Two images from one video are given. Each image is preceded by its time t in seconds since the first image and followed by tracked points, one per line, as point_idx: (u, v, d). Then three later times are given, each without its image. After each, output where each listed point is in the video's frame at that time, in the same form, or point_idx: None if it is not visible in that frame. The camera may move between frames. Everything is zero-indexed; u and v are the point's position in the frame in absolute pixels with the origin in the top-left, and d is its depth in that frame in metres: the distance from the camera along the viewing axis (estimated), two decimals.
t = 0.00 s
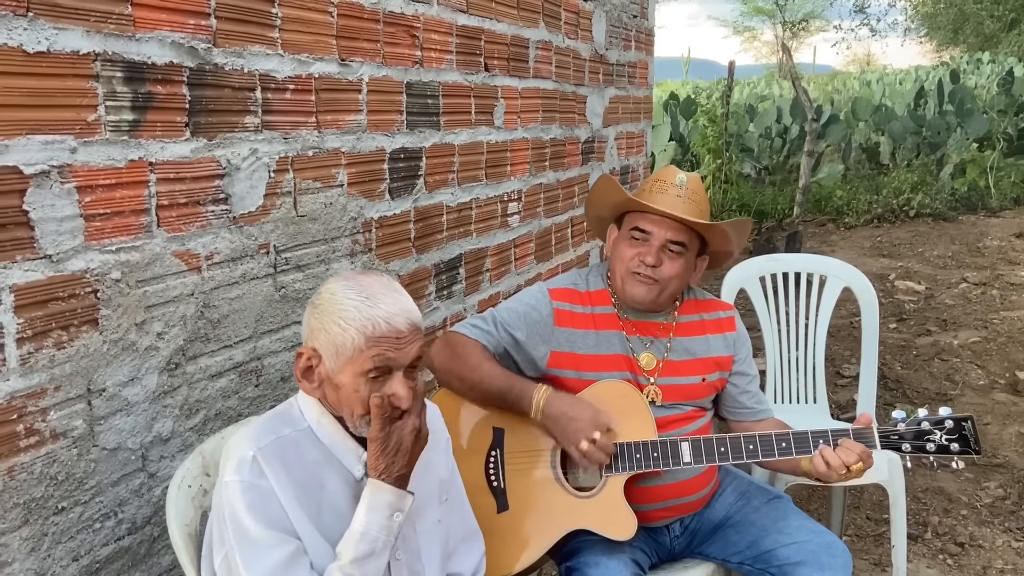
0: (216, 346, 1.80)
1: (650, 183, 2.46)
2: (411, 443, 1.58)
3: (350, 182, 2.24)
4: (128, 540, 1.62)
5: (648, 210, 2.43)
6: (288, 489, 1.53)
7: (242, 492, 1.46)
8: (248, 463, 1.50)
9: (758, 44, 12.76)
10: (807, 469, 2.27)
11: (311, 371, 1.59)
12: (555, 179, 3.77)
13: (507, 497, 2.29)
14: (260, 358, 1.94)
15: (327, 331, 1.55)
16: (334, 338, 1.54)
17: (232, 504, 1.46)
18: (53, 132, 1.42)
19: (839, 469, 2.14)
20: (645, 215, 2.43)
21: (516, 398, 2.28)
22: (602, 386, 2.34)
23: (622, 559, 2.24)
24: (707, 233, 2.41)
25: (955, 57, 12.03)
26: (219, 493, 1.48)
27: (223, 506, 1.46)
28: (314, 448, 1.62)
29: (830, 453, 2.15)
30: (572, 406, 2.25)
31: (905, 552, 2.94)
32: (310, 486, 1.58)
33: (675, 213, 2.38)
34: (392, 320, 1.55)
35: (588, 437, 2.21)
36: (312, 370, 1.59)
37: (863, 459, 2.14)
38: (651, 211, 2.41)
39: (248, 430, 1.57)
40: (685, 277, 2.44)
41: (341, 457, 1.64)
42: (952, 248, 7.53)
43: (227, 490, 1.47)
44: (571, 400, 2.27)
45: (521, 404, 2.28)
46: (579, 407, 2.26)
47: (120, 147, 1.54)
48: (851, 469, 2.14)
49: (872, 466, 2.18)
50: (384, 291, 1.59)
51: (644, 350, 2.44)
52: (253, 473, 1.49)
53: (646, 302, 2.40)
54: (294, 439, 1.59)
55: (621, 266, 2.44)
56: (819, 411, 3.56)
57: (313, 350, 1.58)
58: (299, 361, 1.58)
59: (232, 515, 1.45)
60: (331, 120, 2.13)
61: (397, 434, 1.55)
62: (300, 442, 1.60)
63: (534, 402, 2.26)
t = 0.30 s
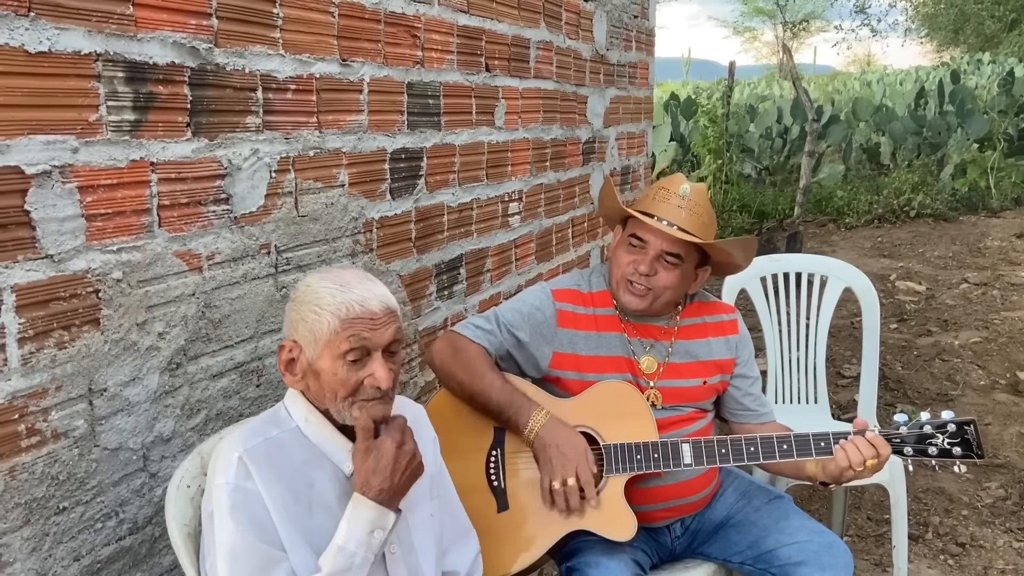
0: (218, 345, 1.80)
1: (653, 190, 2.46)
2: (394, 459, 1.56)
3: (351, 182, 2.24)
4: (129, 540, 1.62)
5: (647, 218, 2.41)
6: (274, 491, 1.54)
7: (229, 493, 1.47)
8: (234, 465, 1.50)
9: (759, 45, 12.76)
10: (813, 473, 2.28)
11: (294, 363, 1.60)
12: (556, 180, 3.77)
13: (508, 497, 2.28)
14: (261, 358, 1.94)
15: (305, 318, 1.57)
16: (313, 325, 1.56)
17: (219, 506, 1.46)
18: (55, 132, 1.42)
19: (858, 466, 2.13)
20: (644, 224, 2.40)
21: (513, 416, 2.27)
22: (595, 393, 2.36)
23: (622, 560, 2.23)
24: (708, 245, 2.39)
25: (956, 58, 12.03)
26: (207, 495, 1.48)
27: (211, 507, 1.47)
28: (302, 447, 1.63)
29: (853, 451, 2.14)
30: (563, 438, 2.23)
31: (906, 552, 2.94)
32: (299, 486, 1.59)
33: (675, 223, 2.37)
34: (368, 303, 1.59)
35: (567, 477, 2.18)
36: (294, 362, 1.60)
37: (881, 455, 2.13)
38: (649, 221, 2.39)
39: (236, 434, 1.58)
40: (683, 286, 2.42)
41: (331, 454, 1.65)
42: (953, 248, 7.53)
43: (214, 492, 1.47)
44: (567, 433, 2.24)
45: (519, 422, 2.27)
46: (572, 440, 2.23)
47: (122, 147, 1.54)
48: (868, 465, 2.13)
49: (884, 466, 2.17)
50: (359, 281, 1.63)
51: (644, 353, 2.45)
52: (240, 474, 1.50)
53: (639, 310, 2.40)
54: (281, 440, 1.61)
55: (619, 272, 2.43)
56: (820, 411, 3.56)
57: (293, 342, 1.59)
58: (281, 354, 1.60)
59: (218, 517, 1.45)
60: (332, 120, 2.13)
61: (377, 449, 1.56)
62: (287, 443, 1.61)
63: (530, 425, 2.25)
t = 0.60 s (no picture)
0: (217, 346, 1.80)
1: (653, 199, 2.44)
2: None
3: (351, 183, 2.24)
4: (128, 540, 1.61)
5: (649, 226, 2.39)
6: (281, 497, 1.53)
7: (238, 502, 1.46)
8: (242, 473, 1.49)
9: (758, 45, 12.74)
10: (819, 477, 2.23)
11: (326, 363, 1.60)
12: (556, 179, 3.78)
13: (507, 498, 2.28)
14: (260, 359, 1.94)
15: (338, 316, 1.58)
16: (349, 319, 1.58)
17: (227, 515, 1.44)
18: (53, 132, 1.42)
19: (857, 468, 2.10)
20: (643, 232, 2.39)
21: (503, 422, 2.26)
22: (602, 391, 2.36)
23: (622, 561, 2.23)
24: (708, 254, 2.38)
25: (956, 58, 12.02)
26: (211, 503, 1.47)
27: (217, 515, 1.45)
28: (306, 452, 1.63)
29: (852, 454, 2.11)
30: (555, 443, 2.22)
31: (906, 553, 2.94)
32: (305, 490, 1.59)
33: (674, 232, 2.35)
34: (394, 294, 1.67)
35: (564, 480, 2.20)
36: (326, 361, 1.60)
37: (881, 457, 2.11)
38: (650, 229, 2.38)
39: (240, 441, 1.56)
40: (683, 294, 2.41)
41: (333, 457, 1.66)
42: (952, 248, 7.53)
43: (222, 502, 1.46)
44: (557, 434, 2.24)
45: (508, 429, 2.26)
46: (563, 443, 2.23)
47: (121, 147, 1.54)
48: (866, 468, 2.10)
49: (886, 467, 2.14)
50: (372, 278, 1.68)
51: (646, 358, 2.44)
52: (248, 483, 1.49)
53: (636, 318, 2.40)
54: (286, 445, 1.60)
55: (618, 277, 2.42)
56: (820, 412, 3.56)
57: (324, 341, 1.58)
58: (311, 356, 1.59)
59: (228, 526, 1.44)
60: (331, 120, 2.13)
61: None
62: (292, 448, 1.61)
63: (519, 430, 2.24)
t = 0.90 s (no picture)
0: (214, 346, 1.80)
1: (650, 187, 2.46)
2: None
3: (349, 183, 2.24)
4: (125, 541, 1.61)
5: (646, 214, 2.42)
6: (282, 503, 1.53)
7: (241, 510, 1.45)
8: (243, 481, 1.48)
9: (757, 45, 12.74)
10: (813, 470, 2.26)
11: (343, 371, 1.60)
12: (555, 180, 3.78)
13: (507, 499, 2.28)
14: (258, 359, 1.93)
15: (355, 323, 1.57)
16: (366, 325, 1.58)
17: (229, 523, 1.44)
18: (51, 133, 1.41)
19: (847, 459, 2.11)
20: (643, 218, 2.42)
21: (497, 424, 2.27)
22: (593, 391, 2.36)
23: (620, 560, 2.23)
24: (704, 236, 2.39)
25: (955, 58, 12.02)
26: (212, 509, 1.46)
27: (218, 522, 1.45)
28: (307, 457, 1.62)
29: (843, 445, 2.12)
30: (548, 446, 2.22)
31: (904, 553, 2.93)
32: (307, 496, 1.59)
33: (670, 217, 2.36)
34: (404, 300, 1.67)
35: (558, 485, 2.19)
36: (342, 369, 1.60)
37: (872, 449, 2.11)
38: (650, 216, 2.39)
39: (240, 448, 1.56)
40: (681, 281, 2.42)
41: (335, 462, 1.66)
42: (951, 248, 7.53)
43: (222, 508, 1.45)
44: (550, 439, 2.24)
45: (502, 432, 2.27)
46: (555, 447, 2.22)
47: (118, 148, 1.54)
48: (858, 457, 2.11)
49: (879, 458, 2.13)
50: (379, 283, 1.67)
51: (641, 354, 2.44)
52: (250, 490, 1.48)
53: (637, 306, 2.38)
54: (287, 450, 1.59)
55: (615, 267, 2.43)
56: (819, 411, 3.56)
57: (341, 349, 1.58)
58: (329, 365, 1.58)
59: (230, 534, 1.43)
60: (330, 120, 2.13)
61: None
62: (293, 453, 1.60)
63: (513, 433, 2.25)
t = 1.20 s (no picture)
0: (213, 346, 1.80)
1: (634, 180, 2.47)
2: None
3: (348, 183, 2.23)
4: (124, 541, 1.61)
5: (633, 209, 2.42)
6: (273, 503, 1.53)
7: (230, 510, 1.46)
8: (232, 481, 1.49)
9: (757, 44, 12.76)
10: (812, 471, 2.26)
11: (332, 372, 1.59)
12: (554, 179, 3.78)
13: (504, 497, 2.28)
14: (257, 359, 1.93)
15: (345, 324, 1.57)
16: (354, 326, 1.58)
17: (219, 524, 1.44)
18: (49, 133, 1.41)
19: (847, 463, 2.12)
20: (631, 213, 2.42)
21: (511, 405, 2.29)
22: (592, 391, 2.36)
23: (619, 560, 2.23)
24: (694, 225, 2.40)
25: (954, 57, 12.02)
26: (202, 511, 1.46)
27: (208, 523, 1.45)
28: (297, 456, 1.63)
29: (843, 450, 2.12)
30: (564, 423, 2.27)
31: (903, 552, 2.93)
32: (297, 495, 1.59)
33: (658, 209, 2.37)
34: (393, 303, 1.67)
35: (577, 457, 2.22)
36: (332, 370, 1.59)
37: (874, 455, 2.11)
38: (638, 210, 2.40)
39: (230, 449, 1.56)
40: (674, 270, 2.42)
41: (325, 461, 1.66)
42: (950, 247, 7.53)
43: (211, 509, 1.45)
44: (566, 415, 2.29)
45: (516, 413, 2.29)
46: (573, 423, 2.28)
47: (116, 148, 1.54)
48: (858, 463, 2.12)
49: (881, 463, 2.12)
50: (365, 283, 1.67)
51: (637, 348, 2.44)
52: (239, 490, 1.49)
53: (633, 299, 2.39)
54: (276, 451, 1.60)
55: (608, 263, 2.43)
56: (818, 411, 3.56)
57: (329, 351, 1.58)
58: (318, 367, 1.58)
59: (221, 535, 1.43)
60: (328, 120, 2.13)
61: None
62: (282, 453, 1.61)
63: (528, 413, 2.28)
